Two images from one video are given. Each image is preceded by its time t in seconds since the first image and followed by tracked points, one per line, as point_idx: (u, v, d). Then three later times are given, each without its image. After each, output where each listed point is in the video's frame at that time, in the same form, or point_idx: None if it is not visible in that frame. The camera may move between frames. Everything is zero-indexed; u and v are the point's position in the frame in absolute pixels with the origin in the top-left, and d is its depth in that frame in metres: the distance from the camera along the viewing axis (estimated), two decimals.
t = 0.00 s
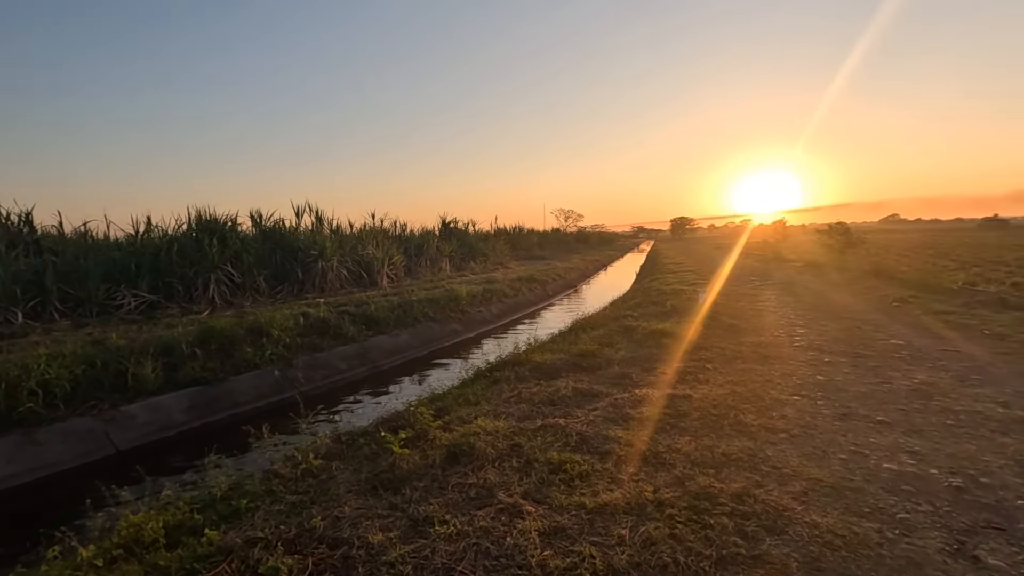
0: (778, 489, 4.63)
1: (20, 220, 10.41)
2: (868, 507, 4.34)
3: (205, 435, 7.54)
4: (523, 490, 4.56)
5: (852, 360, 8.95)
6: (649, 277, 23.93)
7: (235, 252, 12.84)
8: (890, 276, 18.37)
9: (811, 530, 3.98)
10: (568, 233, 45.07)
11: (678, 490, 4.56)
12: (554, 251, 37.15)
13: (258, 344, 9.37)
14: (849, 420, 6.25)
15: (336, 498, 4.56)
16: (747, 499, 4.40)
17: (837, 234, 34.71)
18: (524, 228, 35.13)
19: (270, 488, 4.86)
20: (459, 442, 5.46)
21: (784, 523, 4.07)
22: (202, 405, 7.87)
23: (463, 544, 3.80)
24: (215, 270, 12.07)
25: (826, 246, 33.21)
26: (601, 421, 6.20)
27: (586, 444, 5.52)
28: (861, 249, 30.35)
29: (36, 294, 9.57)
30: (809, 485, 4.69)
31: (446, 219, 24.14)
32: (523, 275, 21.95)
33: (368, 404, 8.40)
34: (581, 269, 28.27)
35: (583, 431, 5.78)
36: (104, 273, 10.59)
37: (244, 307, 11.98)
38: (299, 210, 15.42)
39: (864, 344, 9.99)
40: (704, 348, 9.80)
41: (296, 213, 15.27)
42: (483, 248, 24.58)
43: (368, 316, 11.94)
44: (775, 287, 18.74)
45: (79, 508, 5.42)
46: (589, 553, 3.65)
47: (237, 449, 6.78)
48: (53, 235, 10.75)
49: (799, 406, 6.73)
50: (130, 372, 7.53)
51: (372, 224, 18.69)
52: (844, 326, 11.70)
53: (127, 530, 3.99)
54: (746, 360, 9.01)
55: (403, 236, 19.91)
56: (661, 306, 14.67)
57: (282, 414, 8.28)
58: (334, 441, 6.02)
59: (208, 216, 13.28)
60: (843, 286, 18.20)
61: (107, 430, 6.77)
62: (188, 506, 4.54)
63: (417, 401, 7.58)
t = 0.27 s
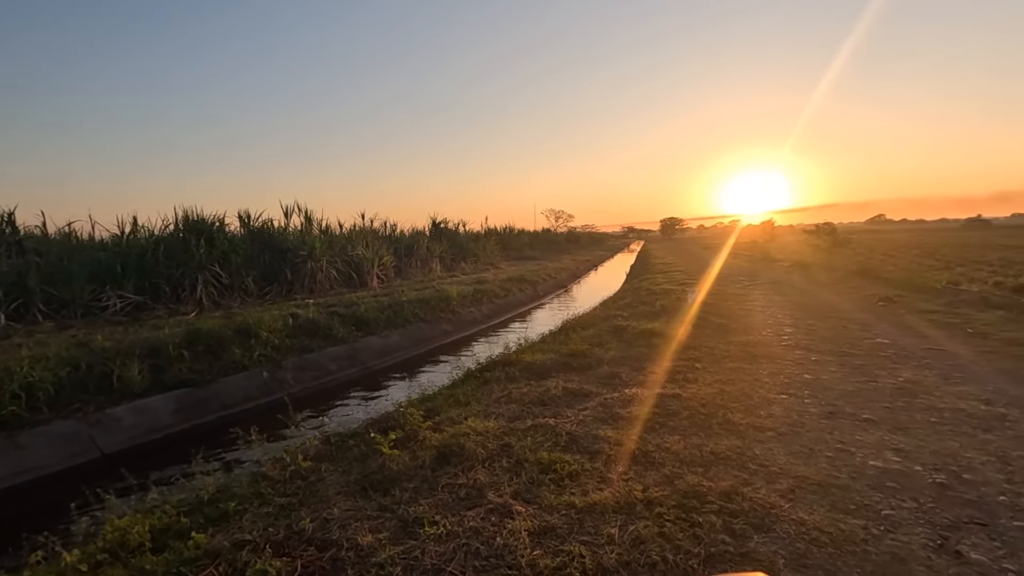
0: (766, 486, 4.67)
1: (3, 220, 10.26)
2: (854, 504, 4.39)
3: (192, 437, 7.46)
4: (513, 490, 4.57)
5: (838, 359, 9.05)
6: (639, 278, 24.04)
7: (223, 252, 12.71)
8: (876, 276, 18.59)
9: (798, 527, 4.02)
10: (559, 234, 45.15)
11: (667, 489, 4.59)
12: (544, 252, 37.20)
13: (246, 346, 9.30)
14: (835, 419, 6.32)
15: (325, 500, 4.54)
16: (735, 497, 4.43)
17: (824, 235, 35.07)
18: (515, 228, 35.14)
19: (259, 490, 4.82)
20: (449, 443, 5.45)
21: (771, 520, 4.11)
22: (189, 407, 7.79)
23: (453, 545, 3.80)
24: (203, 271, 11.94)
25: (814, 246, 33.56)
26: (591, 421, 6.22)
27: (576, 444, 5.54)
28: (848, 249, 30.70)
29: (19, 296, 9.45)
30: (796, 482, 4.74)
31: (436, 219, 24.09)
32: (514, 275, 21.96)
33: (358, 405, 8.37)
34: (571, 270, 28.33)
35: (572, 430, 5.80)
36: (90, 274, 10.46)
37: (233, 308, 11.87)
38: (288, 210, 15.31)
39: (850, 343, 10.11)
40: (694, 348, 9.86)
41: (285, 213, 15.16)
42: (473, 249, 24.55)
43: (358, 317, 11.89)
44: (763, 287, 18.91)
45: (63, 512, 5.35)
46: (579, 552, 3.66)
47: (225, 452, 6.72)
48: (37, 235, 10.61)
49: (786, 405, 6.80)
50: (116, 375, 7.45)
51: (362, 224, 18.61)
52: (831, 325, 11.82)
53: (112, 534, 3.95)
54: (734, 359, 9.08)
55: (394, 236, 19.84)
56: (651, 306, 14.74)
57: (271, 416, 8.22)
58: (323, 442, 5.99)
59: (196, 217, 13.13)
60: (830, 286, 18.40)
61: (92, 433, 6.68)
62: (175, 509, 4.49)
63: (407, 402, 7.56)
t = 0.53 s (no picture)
0: (739, 482, 4.77)
1: None
2: (823, 497, 4.50)
3: (161, 442, 7.27)
4: (490, 490, 4.57)
5: (808, 356, 9.28)
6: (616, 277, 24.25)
7: (193, 253, 12.43)
8: (845, 275, 19.11)
9: (770, 520, 4.11)
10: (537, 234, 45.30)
11: (643, 486, 4.64)
12: (522, 252, 37.29)
13: (218, 349, 9.10)
14: (805, 414, 6.48)
15: (299, 504, 4.48)
16: (709, 492, 4.51)
17: (796, 235, 35.90)
18: (492, 229, 35.14)
19: (231, 496, 4.73)
20: (426, 444, 5.43)
21: (743, 515, 4.19)
22: (159, 411, 7.59)
23: (430, 546, 3.78)
24: (173, 272, 11.63)
25: (785, 246, 34.33)
26: (568, 420, 6.26)
27: (553, 443, 5.57)
28: (818, 249, 31.50)
29: None
30: (768, 477, 4.85)
31: (414, 219, 23.94)
32: (492, 275, 21.95)
33: (334, 408, 8.27)
34: (549, 270, 28.45)
35: (550, 430, 5.83)
36: (52, 276, 10.20)
37: (204, 310, 11.60)
38: (261, 210, 15.04)
39: (820, 340, 10.38)
40: (669, 346, 10.00)
41: (258, 213, 14.88)
42: (451, 249, 24.48)
43: (334, 318, 11.74)
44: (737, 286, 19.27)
45: (25, 522, 5.17)
46: (556, 551, 3.68)
47: (196, 457, 6.57)
48: None
49: (758, 401, 6.94)
50: (80, 380, 7.23)
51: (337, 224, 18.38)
52: (802, 323, 12.11)
53: (76, 544, 3.83)
54: (709, 357, 9.24)
55: (370, 236, 19.65)
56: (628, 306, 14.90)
57: (244, 420, 8.06)
58: (298, 446, 5.90)
59: (165, 216, 12.81)
60: (800, 285, 18.85)
61: (55, 440, 6.47)
62: (143, 517, 4.38)
63: (383, 404, 7.50)
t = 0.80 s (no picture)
0: (716, 478, 4.84)
1: None
2: (797, 492, 4.60)
3: (134, 447, 7.11)
4: (471, 490, 4.56)
5: (784, 353, 9.46)
6: (596, 277, 24.40)
7: (167, 254, 12.17)
8: (819, 274, 19.52)
9: (746, 516, 4.19)
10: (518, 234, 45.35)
11: (622, 484, 4.68)
12: (504, 252, 37.31)
13: (193, 351, 8.92)
14: (781, 411, 6.61)
15: (277, 507, 4.42)
16: (687, 489, 4.57)
17: (772, 235, 36.51)
18: (474, 229, 35.08)
19: (206, 500, 4.64)
20: (406, 445, 5.40)
21: (721, 511, 4.26)
22: (131, 416, 7.42)
23: (410, 548, 3.76)
24: (146, 273, 11.37)
25: (762, 246, 34.93)
26: (549, 419, 6.28)
27: (533, 443, 5.58)
28: (793, 249, 32.12)
29: None
30: (745, 473, 4.93)
31: (394, 219, 23.78)
32: (473, 275, 21.91)
33: (313, 410, 8.17)
34: (530, 270, 28.51)
35: (530, 429, 5.84)
36: (18, 277, 9.90)
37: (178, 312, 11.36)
38: (238, 209, 14.79)
39: (795, 338, 10.59)
40: (649, 345, 10.10)
41: (234, 213, 14.64)
42: (432, 249, 24.37)
43: (313, 319, 11.60)
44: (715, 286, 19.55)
45: None
46: (536, 549, 3.70)
47: (170, 462, 6.44)
48: None
49: (735, 399, 7.06)
50: (48, 384, 7.03)
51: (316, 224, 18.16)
52: (778, 322, 12.34)
53: (44, 552, 3.72)
54: (687, 356, 9.36)
55: (350, 237, 19.47)
56: (608, 305, 15.01)
57: (220, 423, 7.92)
58: (275, 449, 5.82)
59: (137, 216, 12.51)
60: (777, 284, 19.20)
61: (22, 447, 6.28)
62: (115, 524, 4.27)
63: (363, 405, 7.43)
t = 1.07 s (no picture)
0: (704, 477, 4.88)
1: None
2: (783, 490, 4.65)
3: (119, 450, 7.02)
4: (460, 491, 4.56)
5: (771, 353, 9.55)
6: (586, 277, 24.46)
7: (153, 254, 12.03)
8: (806, 274, 19.73)
9: (733, 514, 4.22)
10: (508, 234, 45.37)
11: (611, 484, 4.70)
12: (494, 252, 37.29)
13: (179, 352, 8.83)
14: (768, 410, 6.67)
15: (264, 510, 4.38)
16: (675, 488, 4.61)
17: (760, 235, 36.82)
18: (463, 229, 35.04)
19: (192, 503, 4.59)
20: (395, 446, 5.39)
21: (708, 509, 4.29)
22: (116, 418, 7.33)
23: (398, 549, 3.75)
24: (130, 274, 11.24)
25: (750, 246, 35.24)
26: (538, 419, 6.30)
27: (523, 443, 5.59)
28: (781, 249, 32.44)
29: None
30: (732, 472, 4.97)
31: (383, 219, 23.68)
32: (463, 275, 21.88)
33: (301, 411, 8.13)
34: (520, 270, 28.53)
35: (519, 429, 5.85)
36: None
37: (164, 313, 11.23)
38: (225, 209, 14.65)
39: (782, 337, 10.69)
40: (637, 345, 10.16)
41: (221, 213, 14.49)
42: (422, 249, 24.31)
43: (301, 320, 11.53)
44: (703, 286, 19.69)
45: None
46: (525, 549, 3.71)
47: (156, 464, 6.37)
48: None
49: (723, 398, 7.12)
50: (30, 387, 6.92)
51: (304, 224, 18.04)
52: (765, 321, 12.46)
53: (25, 558, 3.66)
54: (676, 355, 9.42)
55: (339, 237, 19.36)
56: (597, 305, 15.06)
57: (207, 425, 7.85)
58: (263, 451, 5.78)
59: (122, 216, 12.35)
60: (764, 284, 19.37)
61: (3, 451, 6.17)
62: (98, 528, 4.21)
63: (351, 406, 7.39)
